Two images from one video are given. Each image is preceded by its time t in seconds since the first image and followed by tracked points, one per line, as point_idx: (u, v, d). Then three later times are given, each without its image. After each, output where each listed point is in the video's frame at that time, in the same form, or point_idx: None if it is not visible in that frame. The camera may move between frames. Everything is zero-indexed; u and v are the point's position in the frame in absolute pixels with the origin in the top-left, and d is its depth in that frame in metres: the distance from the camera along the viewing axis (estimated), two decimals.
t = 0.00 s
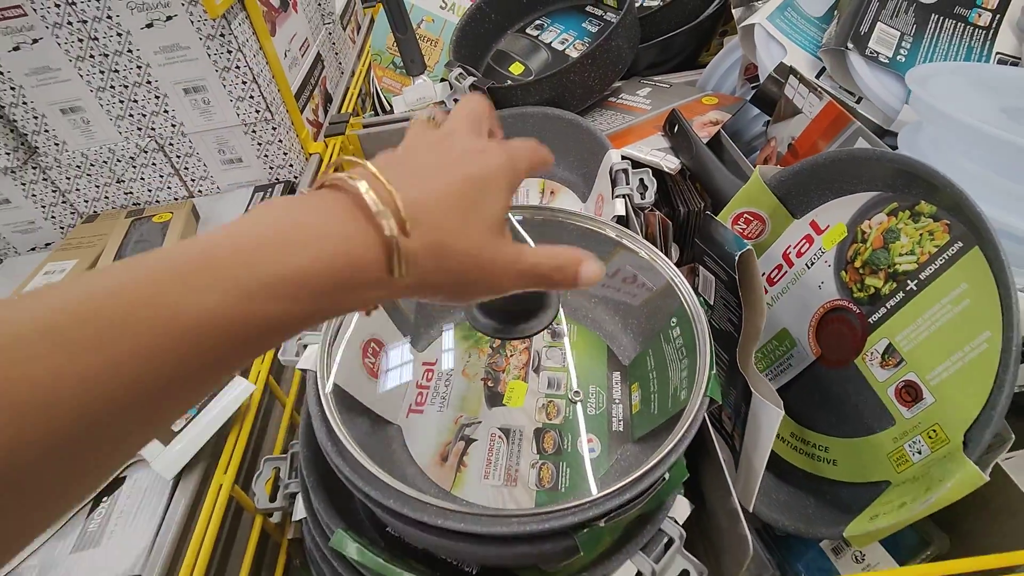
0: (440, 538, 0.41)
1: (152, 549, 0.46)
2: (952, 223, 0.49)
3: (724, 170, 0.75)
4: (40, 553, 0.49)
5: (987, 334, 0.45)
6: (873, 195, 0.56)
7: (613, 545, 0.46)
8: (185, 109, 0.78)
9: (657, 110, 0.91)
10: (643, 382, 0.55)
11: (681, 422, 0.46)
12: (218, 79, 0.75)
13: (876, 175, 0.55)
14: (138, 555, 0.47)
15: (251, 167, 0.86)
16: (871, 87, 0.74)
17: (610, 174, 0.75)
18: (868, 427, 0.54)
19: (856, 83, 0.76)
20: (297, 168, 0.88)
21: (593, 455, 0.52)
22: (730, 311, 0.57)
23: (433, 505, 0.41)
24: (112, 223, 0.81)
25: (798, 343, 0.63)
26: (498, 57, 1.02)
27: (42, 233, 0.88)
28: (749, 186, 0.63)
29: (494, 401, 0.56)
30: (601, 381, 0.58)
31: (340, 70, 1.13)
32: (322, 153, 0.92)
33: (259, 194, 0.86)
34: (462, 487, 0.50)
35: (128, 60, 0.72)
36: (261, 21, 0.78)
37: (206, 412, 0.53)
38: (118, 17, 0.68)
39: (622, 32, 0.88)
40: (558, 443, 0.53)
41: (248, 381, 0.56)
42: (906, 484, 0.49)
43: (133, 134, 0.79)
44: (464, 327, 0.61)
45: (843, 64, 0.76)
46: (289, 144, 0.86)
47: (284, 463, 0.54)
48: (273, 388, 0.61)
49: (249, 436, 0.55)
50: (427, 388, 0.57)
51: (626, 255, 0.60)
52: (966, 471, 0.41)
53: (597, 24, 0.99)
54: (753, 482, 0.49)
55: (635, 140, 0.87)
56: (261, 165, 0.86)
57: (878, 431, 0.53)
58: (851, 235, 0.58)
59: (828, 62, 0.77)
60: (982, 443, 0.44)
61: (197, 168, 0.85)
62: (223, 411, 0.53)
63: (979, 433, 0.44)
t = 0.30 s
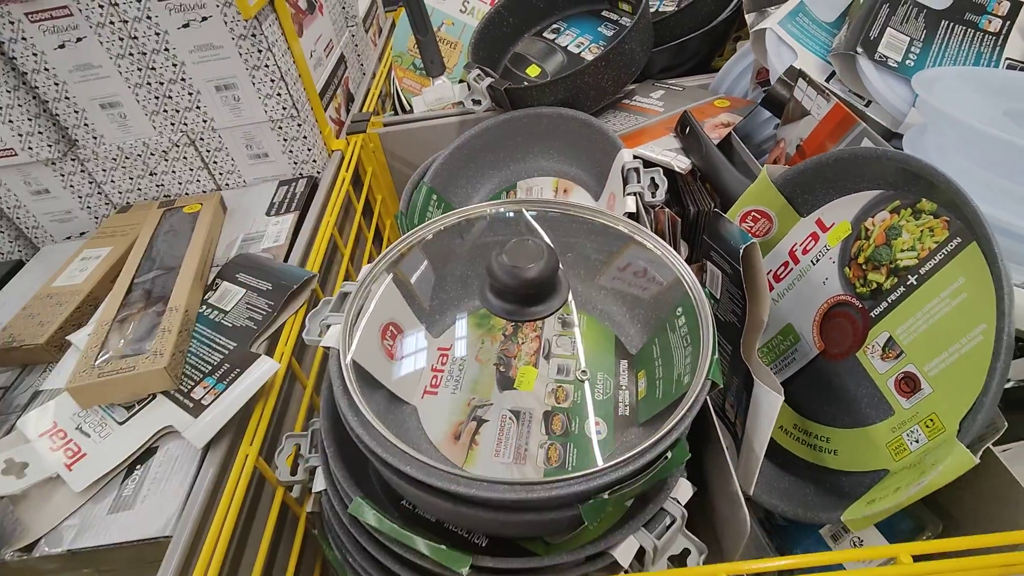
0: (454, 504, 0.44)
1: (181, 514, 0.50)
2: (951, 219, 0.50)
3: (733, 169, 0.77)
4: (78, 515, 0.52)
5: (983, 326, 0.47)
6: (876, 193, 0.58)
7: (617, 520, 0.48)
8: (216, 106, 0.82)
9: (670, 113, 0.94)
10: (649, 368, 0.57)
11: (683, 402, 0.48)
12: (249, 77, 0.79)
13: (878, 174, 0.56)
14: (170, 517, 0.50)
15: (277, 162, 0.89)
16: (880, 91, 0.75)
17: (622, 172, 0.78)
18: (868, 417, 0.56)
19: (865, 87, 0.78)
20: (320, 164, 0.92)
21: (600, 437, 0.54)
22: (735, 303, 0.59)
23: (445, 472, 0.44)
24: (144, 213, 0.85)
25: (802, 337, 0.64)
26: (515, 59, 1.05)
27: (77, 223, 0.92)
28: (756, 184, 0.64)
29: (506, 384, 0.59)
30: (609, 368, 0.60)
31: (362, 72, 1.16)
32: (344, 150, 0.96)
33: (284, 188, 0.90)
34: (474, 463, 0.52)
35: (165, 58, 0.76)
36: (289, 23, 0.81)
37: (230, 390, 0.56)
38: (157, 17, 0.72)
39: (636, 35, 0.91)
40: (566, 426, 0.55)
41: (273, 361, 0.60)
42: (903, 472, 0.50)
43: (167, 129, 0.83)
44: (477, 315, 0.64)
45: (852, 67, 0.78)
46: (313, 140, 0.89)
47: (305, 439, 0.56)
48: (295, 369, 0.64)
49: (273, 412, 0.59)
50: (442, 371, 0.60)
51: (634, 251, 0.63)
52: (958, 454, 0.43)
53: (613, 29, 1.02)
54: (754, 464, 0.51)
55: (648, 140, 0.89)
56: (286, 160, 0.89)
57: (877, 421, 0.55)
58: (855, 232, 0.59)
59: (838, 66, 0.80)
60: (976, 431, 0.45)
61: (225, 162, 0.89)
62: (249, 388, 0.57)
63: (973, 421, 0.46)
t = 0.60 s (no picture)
0: (475, 487, 0.45)
1: (207, 497, 0.51)
2: (963, 217, 0.51)
3: (745, 168, 0.78)
4: (107, 496, 0.54)
5: (994, 319, 0.48)
6: (888, 192, 0.59)
7: (633, 506, 0.49)
8: (238, 103, 0.84)
9: (682, 114, 0.95)
10: (664, 360, 0.58)
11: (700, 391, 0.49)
12: (270, 76, 0.81)
13: (889, 172, 0.58)
14: (196, 499, 0.52)
15: (295, 160, 0.91)
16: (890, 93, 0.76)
17: (635, 171, 0.79)
18: (879, 411, 0.57)
19: (875, 89, 0.79)
20: (337, 162, 0.93)
21: (615, 427, 0.56)
22: (747, 297, 0.60)
23: (469, 455, 0.46)
24: (166, 207, 0.87)
25: (813, 333, 0.65)
26: (529, 61, 1.07)
27: (99, 217, 0.94)
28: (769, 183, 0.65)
29: (522, 375, 0.60)
30: (624, 361, 0.61)
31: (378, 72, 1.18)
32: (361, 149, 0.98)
33: (302, 185, 0.91)
34: (492, 450, 0.53)
35: (190, 56, 0.78)
36: (309, 23, 0.83)
37: (254, 378, 0.58)
38: (183, 16, 0.74)
39: (649, 37, 0.92)
40: (582, 415, 0.57)
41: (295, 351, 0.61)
42: (914, 463, 0.51)
43: (189, 125, 0.85)
44: (494, 309, 0.65)
45: (863, 70, 0.79)
46: (332, 138, 0.90)
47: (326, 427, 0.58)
48: (315, 360, 0.65)
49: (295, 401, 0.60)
50: (460, 362, 0.61)
51: (646, 246, 0.64)
52: (970, 442, 0.44)
53: (626, 31, 1.03)
54: (767, 454, 0.52)
55: (660, 140, 0.90)
56: (304, 157, 0.91)
57: (887, 414, 0.56)
58: (867, 230, 0.60)
59: (849, 69, 0.81)
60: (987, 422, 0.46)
61: (245, 159, 0.91)
62: (273, 376, 0.58)
63: (983, 413, 0.47)
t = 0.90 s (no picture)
0: (468, 494, 0.44)
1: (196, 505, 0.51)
2: (956, 221, 0.51)
3: (738, 172, 0.78)
4: (93, 505, 0.53)
5: (987, 324, 0.48)
6: (882, 196, 0.59)
7: (627, 514, 0.49)
8: (229, 105, 0.83)
9: (676, 117, 0.95)
10: (658, 366, 0.58)
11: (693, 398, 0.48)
12: (262, 77, 0.80)
13: (883, 176, 0.58)
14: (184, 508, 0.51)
15: (288, 162, 0.90)
16: (884, 98, 0.77)
17: (629, 175, 0.79)
18: (873, 416, 0.57)
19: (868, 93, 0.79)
20: (330, 164, 0.93)
21: (609, 433, 0.55)
22: (742, 301, 0.59)
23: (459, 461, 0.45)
24: (156, 210, 0.86)
25: (807, 337, 0.65)
26: (523, 64, 1.07)
27: (89, 219, 0.93)
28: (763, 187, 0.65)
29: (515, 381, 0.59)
30: (618, 365, 0.61)
31: (372, 75, 1.18)
32: (354, 151, 0.97)
33: (294, 187, 0.90)
34: (486, 456, 0.53)
35: (181, 57, 0.77)
36: (302, 24, 0.82)
37: (245, 383, 0.58)
38: (174, 17, 0.73)
39: (643, 40, 0.92)
40: (576, 421, 0.56)
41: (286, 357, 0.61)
42: (909, 469, 0.51)
43: (180, 128, 0.84)
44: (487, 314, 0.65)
45: (856, 73, 0.80)
46: (324, 140, 0.90)
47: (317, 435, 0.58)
48: (306, 364, 0.65)
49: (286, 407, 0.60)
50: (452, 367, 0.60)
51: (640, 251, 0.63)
52: (964, 448, 0.44)
53: (620, 35, 1.03)
54: (761, 461, 0.52)
55: (654, 144, 0.90)
56: (296, 159, 0.90)
57: (881, 420, 0.55)
58: (861, 234, 0.60)
59: (842, 73, 0.81)
60: (981, 428, 0.46)
61: (237, 161, 0.90)
62: (263, 382, 0.58)
63: (978, 419, 0.47)
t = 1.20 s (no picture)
0: (458, 518, 0.44)
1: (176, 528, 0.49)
2: (952, 232, 0.51)
3: (731, 180, 0.77)
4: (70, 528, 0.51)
5: (985, 338, 0.47)
6: (877, 205, 0.58)
7: (620, 534, 0.48)
8: (215, 113, 0.81)
9: (668, 124, 0.94)
10: (652, 380, 0.57)
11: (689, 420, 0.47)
12: (249, 84, 0.78)
13: (878, 185, 0.57)
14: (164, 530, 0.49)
15: (276, 170, 0.89)
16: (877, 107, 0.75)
17: (621, 183, 0.77)
18: (870, 430, 0.56)
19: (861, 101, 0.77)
20: (319, 172, 0.91)
21: (602, 450, 0.54)
22: (737, 313, 0.58)
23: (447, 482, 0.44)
24: (140, 220, 0.84)
25: (803, 348, 0.64)
26: (515, 71, 1.06)
27: (71, 228, 0.91)
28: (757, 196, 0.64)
29: (507, 395, 0.58)
30: (611, 379, 0.60)
31: (362, 81, 1.17)
32: (343, 159, 0.96)
33: (281, 196, 0.89)
34: (475, 475, 0.52)
35: (165, 64, 0.75)
36: (290, 31, 0.81)
37: (228, 400, 0.56)
38: (158, 23, 0.72)
39: (636, 47, 0.91)
40: (568, 437, 0.55)
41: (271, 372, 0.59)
42: (908, 484, 0.50)
43: (164, 135, 0.83)
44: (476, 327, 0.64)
45: (848, 81, 0.78)
46: (312, 148, 0.88)
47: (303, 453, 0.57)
48: (293, 379, 0.64)
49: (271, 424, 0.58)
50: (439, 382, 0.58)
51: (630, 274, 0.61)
52: (964, 465, 0.43)
53: (611, 42, 1.03)
54: (758, 477, 0.51)
55: (647, 151, 0.90)
56: (284, 167, 0.89)
57: (878, 434, 0.55)
58: (856, 244, 0.59)
59: (834, 81, 0.80)
60: (980, 444, 0.45)
61: (223, 169, 0.88)
62: (248, 398, 0.56)
63: (977, 435, 0.46)
